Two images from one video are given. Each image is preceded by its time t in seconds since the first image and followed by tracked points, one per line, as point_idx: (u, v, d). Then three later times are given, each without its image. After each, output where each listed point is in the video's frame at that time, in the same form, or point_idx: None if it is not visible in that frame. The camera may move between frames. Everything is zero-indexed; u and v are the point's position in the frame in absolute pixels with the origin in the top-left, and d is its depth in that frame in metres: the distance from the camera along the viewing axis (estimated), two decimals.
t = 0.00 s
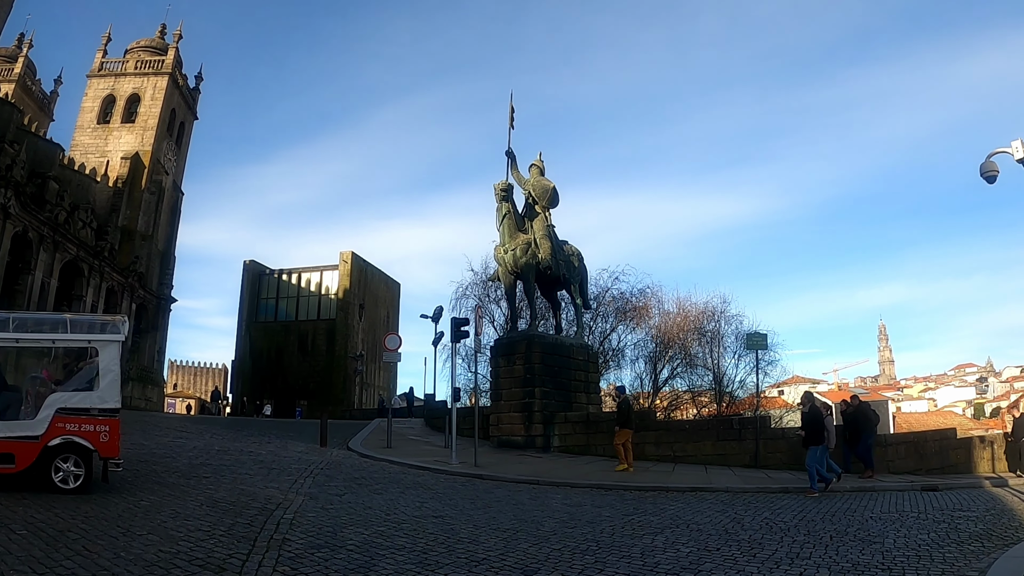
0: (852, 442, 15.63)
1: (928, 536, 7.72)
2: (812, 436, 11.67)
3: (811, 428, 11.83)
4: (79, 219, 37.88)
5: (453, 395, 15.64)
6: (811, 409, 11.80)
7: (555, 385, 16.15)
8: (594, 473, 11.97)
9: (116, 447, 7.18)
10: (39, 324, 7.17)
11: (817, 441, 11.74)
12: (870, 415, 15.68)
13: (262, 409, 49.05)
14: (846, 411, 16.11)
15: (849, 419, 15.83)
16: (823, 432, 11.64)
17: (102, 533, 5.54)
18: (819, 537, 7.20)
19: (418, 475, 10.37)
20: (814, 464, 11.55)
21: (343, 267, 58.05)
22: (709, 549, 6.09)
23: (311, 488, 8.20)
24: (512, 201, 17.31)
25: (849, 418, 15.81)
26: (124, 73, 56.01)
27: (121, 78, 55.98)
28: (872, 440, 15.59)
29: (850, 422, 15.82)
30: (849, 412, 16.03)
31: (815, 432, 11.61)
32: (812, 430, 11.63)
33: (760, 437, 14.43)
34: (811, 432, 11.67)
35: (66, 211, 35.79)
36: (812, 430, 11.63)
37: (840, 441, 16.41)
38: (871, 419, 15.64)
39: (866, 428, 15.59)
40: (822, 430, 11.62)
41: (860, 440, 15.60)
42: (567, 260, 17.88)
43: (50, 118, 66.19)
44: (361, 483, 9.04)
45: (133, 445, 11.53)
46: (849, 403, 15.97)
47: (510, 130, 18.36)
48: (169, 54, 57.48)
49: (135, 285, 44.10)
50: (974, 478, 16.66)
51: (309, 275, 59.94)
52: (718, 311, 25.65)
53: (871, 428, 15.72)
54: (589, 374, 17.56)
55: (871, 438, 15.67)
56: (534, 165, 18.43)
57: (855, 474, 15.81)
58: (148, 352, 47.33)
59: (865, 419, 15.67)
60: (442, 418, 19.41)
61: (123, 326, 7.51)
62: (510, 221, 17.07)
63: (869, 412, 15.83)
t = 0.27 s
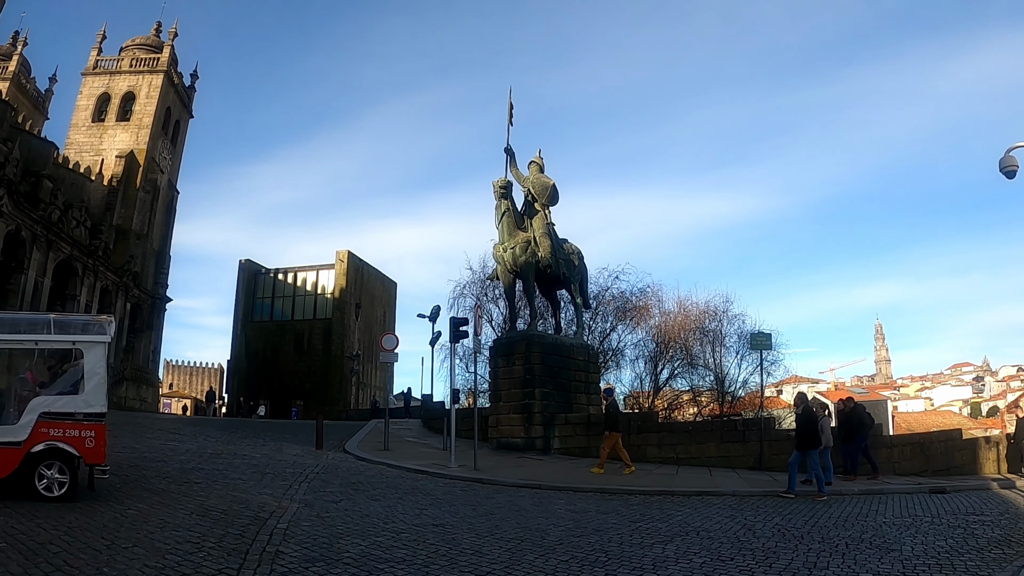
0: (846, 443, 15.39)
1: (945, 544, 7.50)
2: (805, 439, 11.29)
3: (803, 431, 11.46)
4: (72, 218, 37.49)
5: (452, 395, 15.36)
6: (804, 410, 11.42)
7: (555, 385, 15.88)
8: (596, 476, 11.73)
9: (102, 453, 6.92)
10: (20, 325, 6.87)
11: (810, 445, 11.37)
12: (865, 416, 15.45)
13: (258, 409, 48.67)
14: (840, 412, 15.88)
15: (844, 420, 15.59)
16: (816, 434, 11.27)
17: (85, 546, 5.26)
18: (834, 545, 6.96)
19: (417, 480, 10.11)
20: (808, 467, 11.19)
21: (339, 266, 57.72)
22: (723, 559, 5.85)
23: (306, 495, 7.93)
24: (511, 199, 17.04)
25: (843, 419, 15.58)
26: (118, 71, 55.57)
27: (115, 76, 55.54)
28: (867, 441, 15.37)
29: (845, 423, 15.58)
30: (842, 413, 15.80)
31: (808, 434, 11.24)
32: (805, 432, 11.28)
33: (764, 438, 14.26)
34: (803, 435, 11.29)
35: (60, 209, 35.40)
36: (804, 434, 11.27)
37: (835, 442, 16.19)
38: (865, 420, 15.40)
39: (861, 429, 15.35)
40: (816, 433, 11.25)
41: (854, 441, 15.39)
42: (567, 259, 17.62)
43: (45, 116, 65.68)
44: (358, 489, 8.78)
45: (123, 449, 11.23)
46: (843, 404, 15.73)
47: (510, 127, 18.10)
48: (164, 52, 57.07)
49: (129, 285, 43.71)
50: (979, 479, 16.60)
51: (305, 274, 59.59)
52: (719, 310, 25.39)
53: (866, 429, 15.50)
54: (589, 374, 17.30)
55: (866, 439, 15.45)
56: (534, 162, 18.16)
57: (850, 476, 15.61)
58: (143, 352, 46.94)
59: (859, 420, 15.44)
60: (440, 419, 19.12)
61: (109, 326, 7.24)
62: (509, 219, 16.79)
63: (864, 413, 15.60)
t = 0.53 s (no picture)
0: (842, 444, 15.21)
1: (962, 546, 7.31)
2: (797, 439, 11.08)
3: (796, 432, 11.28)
4: (69, 217, 37.18)
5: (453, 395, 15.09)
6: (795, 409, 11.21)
7: (557, 385, 15.62)
8: (600, 477, 11.52)
9: (92, 454, 6.68)
10: (6, 321, 6.61)
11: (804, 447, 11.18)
12: (862, 416, 15.25)
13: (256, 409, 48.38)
14: (837, 411, 15.70)
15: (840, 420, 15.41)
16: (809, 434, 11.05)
17: (71, 551, 5.02)
18: (851, 549, 6.76)
19: (417, 481, 9.87)
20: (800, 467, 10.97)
21: (337, 266, 57.47)
22: (738, 563, 5.63)
23: (304, 497, 7.70)
24: (512, 195, 16.80)
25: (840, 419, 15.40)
26: (116, 70, 55.25)
27: (113, 75, 55.21)
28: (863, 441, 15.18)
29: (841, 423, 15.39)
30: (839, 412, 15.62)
31: (800, 434, 11.02)
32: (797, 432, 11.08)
33: (770, 438, 14.10)
34: (795, 435, 11.09)
35: (56, 208, 35.09)
36: (796, 434, 11.07)
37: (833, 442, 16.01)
38: (862, 420, 15.19)
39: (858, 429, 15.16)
40: (808, 433, 11.04)
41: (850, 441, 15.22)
42: (569, 257, 17.38)
43: (42, 115, 65.34)
44: (357, 491, 8.54)
45: (116, 450, 10.98)
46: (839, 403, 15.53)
47: (511, 124, 17.86)
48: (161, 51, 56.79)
49: (126, 284, 43.39)
50: (987, 479, 16.46)
51: (303, 274, 59.32)
52: (723, 309, 25.15)
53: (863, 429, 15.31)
54: (591, 374, 17.07)
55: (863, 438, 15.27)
56: (535, 159, 17.92)
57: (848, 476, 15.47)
58: (140, 352, 46.63)
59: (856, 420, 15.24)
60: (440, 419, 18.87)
61: (100, 323, 6.98)
62: (510, 216, 16.56)
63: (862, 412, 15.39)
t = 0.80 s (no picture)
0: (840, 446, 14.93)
1: (986, 552, 7.06)
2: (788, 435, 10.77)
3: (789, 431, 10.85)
4: (65, 216, 36.86)
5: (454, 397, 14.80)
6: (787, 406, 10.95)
7: (560, 387, 15.36)
8: (606, 481, 11.26)
9: (81, 460, 6.39)
10: None
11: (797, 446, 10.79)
12: (860, 418, 14.96)
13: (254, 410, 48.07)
14: (834, 413, 15.42)
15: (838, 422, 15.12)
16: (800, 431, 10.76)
17: (55, 565, 4.73)
18: (873, 556, 6.50)
19: (419, 486, 9.59)
20: (793, 465, 10.61)
21: (336, 266, 57.13)
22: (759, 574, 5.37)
23: (303, 504, 7.42)
24: (515, 194, 16.53)
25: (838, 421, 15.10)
26: (113, 69, 54.95)
27: (110, 74, 54.91)
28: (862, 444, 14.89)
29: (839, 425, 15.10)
30: (838, 414, 15.33)
31: (791, 430, 10.73)
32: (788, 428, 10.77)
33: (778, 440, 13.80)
34: (787, 431, 10.79)
35: (52, 207, 34.79)
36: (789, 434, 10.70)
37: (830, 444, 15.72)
38: (861, 422, 14.88)
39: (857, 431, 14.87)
40: (800, 430, 10.75)
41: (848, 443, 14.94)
42: (572, 256, 17.10)
43: (39, 114, 65.01)
44: (357, 497, 8.27)
45: (109, 454, 10.69)
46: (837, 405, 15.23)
47: (512, 121, 17.60)
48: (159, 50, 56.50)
49: (123, 285, 43.07)
50: (996, 481, 16.23)
51: (301, 274, 59.01)
52: (728, 310, 24.88)
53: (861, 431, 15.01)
54: (595, 375, 16.81)
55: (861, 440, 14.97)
56: (537, 157, 17.64)
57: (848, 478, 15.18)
58: (137, 353, 46.31)
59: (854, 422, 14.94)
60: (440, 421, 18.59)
61: (89, 322, 6.70)
62: (512, 214, 16.29)
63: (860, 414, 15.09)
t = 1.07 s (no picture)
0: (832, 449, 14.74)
1: (1003, 560, 6.85)
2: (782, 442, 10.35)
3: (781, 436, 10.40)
4: (62, 217, 36.61)
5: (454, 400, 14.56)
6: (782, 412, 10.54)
7: (562, 390, 15.14)
8: (610, 487, 11.04)
9: (68, 466, 6.18)
10: None
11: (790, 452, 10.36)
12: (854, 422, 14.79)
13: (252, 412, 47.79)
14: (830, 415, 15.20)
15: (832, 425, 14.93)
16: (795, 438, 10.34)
17: None
18: (889, 565, 6.29)
19: (419, 492, 9.37)
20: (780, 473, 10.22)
21: (334, 268, 56.88)
22: None
23: (299, 511, 7.19)
24: (515, 193, 16.30)
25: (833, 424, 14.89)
26: (112, 69, 54.75)
27: (108, 74, 54.70)
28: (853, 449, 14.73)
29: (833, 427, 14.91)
30: (832, 417, 15.13)
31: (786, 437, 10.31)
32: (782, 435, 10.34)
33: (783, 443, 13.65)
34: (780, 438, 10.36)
35: (49, 207, 34.56)
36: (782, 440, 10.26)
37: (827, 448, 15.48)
38: (855, 425, 14.64)
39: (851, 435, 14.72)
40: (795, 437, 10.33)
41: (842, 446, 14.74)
42: (573, 257, 16.88)
43: (37, 115, 64.76)
44: (355, 503, 8.04)
45: (101, 459, 10.45)
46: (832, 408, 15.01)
47: (513, 120, 17.39)
48: (158, 50, 56.32)
49: (120, 286, 42.80)
50: (1005, 485, 16.09)
51: (299, 276, 58.75)
52: (731, 311, 24.61)
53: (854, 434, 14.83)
54: (596, 378, 16.57)
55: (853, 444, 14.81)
56: (538, 157, 17.42)
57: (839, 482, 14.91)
58: (134, 354, 46.04)
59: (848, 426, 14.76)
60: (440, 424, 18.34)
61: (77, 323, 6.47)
62: (513, 214, 16.07)
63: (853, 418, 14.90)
